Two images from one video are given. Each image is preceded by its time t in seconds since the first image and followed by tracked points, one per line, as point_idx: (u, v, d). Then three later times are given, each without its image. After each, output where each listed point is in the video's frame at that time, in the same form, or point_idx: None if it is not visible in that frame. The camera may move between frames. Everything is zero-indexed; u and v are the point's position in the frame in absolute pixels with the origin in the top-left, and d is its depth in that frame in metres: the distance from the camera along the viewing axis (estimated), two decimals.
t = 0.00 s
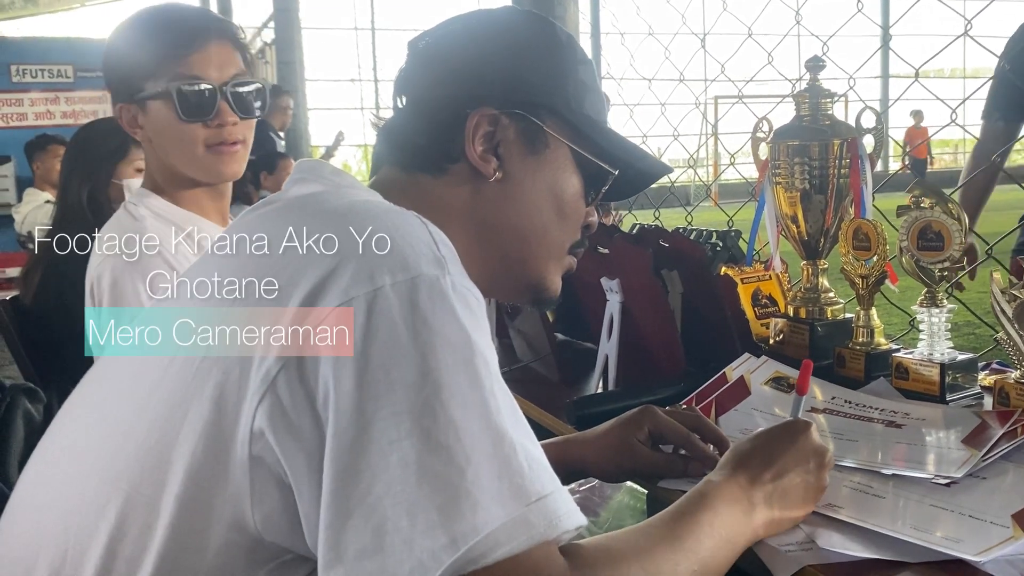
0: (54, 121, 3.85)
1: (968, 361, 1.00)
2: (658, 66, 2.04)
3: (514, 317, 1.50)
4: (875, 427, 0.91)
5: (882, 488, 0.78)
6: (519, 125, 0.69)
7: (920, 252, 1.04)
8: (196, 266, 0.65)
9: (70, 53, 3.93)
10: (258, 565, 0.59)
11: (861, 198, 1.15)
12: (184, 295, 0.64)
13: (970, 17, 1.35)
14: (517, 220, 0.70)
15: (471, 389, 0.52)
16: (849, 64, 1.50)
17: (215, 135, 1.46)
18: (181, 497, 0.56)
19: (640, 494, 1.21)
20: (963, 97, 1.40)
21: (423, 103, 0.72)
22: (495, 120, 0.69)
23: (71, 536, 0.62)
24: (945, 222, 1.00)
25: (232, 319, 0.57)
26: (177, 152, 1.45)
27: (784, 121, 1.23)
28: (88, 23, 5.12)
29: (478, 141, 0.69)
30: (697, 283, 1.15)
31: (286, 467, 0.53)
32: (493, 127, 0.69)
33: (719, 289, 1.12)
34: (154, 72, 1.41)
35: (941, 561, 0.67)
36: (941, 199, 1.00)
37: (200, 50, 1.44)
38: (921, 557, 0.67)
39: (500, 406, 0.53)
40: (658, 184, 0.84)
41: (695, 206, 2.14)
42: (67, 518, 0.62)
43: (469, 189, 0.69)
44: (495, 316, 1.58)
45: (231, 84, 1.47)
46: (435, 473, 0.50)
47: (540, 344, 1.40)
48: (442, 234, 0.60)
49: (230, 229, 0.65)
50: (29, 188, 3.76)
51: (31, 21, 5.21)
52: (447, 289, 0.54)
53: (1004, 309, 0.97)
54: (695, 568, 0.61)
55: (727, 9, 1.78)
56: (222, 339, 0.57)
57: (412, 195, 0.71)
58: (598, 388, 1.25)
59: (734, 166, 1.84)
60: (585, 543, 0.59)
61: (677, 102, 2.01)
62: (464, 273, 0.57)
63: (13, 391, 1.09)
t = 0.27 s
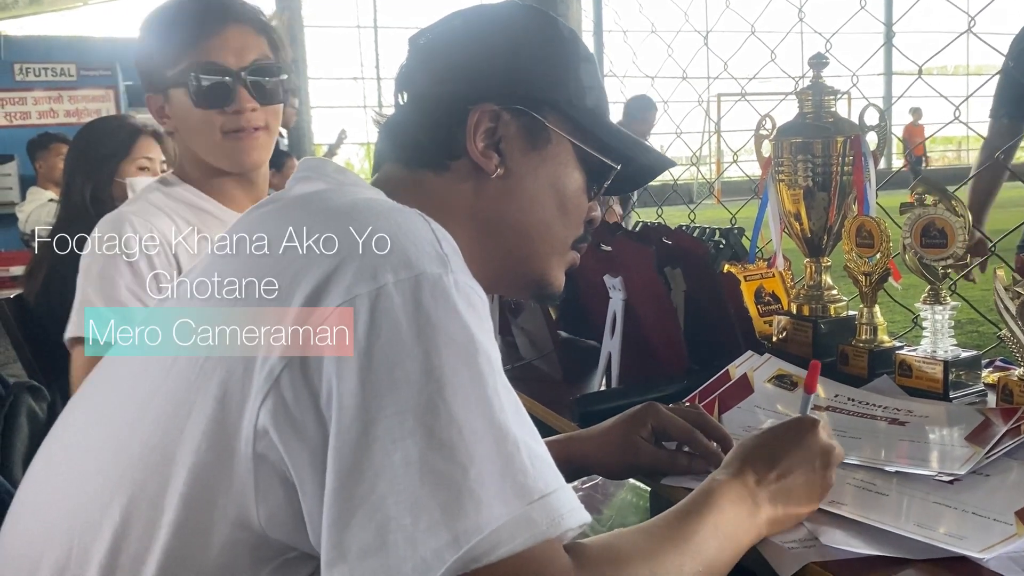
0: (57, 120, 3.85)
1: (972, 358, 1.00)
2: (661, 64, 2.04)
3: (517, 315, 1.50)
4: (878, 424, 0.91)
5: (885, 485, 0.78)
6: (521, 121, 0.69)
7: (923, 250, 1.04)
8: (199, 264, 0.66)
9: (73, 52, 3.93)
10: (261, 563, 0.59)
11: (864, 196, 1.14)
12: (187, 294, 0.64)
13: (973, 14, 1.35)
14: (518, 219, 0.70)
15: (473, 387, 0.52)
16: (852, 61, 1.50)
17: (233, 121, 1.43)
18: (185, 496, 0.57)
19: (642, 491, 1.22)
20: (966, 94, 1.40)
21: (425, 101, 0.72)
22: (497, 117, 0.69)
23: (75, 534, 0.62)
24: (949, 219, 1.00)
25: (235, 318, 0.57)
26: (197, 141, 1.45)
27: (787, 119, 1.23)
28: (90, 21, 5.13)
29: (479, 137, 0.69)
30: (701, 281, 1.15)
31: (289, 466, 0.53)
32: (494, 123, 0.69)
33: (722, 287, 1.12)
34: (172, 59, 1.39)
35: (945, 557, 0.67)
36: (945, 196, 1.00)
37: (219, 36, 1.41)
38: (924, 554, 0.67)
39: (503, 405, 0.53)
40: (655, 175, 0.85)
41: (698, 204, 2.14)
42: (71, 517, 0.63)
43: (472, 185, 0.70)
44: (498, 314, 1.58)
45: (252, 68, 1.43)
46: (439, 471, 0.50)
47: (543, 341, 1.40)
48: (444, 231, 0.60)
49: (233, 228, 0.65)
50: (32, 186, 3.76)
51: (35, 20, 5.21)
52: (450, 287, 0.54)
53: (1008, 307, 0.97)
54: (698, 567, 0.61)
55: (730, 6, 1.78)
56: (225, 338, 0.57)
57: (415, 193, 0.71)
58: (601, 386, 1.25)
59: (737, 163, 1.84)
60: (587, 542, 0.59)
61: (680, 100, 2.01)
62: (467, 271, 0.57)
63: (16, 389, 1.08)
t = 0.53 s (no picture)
0: (61, 118, 3.85)
1: (978, 355, 1.00)
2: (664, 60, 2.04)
3: (520, 311, 1.50)
4: (884, 421, 0.90)
5: (891, 483, 0.77)
6: (497, 94, 0.69)
7: (929, 246, 1.03)
8: (197, 263, 0.65)
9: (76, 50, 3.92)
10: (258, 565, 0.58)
11: (868, 193, 1.14)
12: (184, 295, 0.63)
13: (978, 10, 1.35)
14: (500, 201, 0.70)
15: (450, 409, 0.52)
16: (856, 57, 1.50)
17: (251, 103, 1.24)
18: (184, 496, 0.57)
19: (646, 490, 1.22)
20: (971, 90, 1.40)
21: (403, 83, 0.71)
22: (473, 92, 0.69)
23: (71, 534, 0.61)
24: (954, 215, 1.00)
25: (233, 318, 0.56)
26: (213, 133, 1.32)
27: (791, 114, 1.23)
28: (92, 18, 5.12)
29: (455, 114, 0.69)
30: (705, 278, 1.14)
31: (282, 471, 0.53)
32: (470, 98, 0.69)
33: (729, 285, 1.12)
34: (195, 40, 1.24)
35: (951, 556, 0.67)
36: (951, 192, 1.00)
37: (239, 14, 1.25)
38: (932, 552, 0.67)
39: (482, 426, 0.53)
40: (644, 134, 0.86)
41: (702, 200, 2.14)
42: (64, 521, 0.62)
43: (450, 166, 0.70)
44: (501, 311, 1.58)
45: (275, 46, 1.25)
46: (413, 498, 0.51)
47: (546, 339, 1.39)
48: (424, 237, 0.59)
49: (229, 228, 0.64)
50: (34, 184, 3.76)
51: (37, 17, 5.21)
52: (427, 302, 0.54)
53: (1015, 303, 0.96)
54: None
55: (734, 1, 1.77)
56: (225, 338, 0.56)
57: (393, 177, 0.71)
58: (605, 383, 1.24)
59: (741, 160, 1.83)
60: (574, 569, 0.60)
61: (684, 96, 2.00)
62: (446, 282, 0.57)
63: (20, 386, 1.14)
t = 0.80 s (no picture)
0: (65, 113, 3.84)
1: (989, 351, 0.99)
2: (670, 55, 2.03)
3: (526, 307, 1.49)
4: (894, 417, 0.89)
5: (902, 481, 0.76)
6: (463, 68, 0.72)
7: (940, 241, 1.02)
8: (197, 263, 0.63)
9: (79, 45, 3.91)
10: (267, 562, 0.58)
11: (878, 186, 1.13)
12: (182, 293, 0.62)
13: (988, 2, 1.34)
14: (478, 175, 0.73)
15: (416, 433, 0.52)
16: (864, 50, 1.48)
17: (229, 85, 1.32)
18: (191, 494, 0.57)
19: (652, 487, 1.22)
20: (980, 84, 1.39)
21: (378, 65, 0.72)
22: (437, 65, 0.71)
23: (79, 531, 0.61)
24: (965, 210, 0.99)
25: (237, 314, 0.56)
26: (212, 117, 1.37)
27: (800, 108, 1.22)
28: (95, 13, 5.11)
29: (422, 91, 0.71)
30: (712, 274, 1.11)
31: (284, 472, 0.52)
32: (436, 72, 0.71)
33: (736, 281, 1.09)
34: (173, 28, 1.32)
35: (970, 555, 0.66)
36: (962, 186, 0.99)
37: None
38: (945, 550, 0.66)
39: (453, 449, 0.53)
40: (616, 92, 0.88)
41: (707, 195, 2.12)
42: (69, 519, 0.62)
43: (421, 145, 0.72)
44: (506, 306, 1.57)
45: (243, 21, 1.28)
46: (383, 525, 0.51)
47: (552, 334, 1.39)
48: (393, 241, 0.61)
49: (219, 225, 0.63)
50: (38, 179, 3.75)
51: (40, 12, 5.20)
52: (389, 317, 0.55)
53: None
54: None
55: None
56: (224, 339, 0.56)
57: (364, 160, 0.73)
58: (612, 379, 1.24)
59: (747, 154, 1.81)
60: None
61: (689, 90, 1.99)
62: (413, 293, 0.58)
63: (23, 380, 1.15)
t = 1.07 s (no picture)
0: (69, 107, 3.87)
1: (1000, 346, 0.99)
2: (676, 50, 2.03)
3: (532, 303, 1.49)
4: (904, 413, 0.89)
5: (911, 474, 0.77)
6: (439, 48, 0.75)
7: (949, 235, 1.02)
8: (196, 263, 0.61)
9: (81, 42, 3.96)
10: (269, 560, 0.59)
11: (888, 181, 1.13)
12: (183, 294, 0.61)
13: None
14: (460, 152, 0.77)
15: (393, 438, 0.53)
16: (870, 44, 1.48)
17: (176, 88, 1.38)
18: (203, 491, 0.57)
19: (658, 481, 1.22)
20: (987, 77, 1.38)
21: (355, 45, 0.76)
22: (412, 45, 0.75)
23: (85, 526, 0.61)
24: (975, 204, 0.99)
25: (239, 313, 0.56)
26: (162, 126, 1.43)
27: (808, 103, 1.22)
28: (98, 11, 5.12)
29: (396, 73, 0.74)
30: (721, 268, 1.12)
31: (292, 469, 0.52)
32: (411, 54, 0.75)
33: (744, 274, 1.09)
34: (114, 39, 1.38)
35: (983, 549, 0.66)
36: (972, 179, 0.98)
37: None
38: (960, 544, 0.66)
39: (433, 450, 0.54)
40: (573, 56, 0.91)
41: (713, 190, 2.12)
42: (78, 515, 0.62)
43: (397, 128, 0.75)
44: (513, 302, 1.57)
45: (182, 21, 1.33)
46: (366, 532, 0.52)
47: (559, 329, 1.39)
48: (363, 239, 0.62)
49: (216, 225, 0.62)
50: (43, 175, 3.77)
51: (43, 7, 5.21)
52: (362, 316, 0.55)
53: None
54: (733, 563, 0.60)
55: None
56: (223, 337, 0.55)
57: (337, 149, 0.77)
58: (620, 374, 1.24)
59: (754, 149, 1.81)
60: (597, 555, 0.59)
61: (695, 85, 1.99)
62: (384, 290, 0.59)
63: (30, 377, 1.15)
